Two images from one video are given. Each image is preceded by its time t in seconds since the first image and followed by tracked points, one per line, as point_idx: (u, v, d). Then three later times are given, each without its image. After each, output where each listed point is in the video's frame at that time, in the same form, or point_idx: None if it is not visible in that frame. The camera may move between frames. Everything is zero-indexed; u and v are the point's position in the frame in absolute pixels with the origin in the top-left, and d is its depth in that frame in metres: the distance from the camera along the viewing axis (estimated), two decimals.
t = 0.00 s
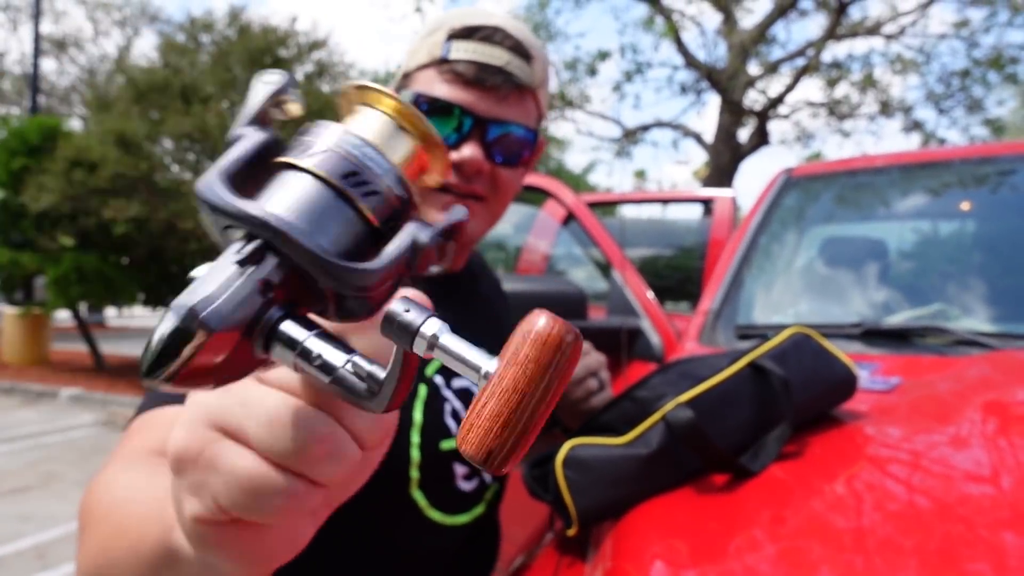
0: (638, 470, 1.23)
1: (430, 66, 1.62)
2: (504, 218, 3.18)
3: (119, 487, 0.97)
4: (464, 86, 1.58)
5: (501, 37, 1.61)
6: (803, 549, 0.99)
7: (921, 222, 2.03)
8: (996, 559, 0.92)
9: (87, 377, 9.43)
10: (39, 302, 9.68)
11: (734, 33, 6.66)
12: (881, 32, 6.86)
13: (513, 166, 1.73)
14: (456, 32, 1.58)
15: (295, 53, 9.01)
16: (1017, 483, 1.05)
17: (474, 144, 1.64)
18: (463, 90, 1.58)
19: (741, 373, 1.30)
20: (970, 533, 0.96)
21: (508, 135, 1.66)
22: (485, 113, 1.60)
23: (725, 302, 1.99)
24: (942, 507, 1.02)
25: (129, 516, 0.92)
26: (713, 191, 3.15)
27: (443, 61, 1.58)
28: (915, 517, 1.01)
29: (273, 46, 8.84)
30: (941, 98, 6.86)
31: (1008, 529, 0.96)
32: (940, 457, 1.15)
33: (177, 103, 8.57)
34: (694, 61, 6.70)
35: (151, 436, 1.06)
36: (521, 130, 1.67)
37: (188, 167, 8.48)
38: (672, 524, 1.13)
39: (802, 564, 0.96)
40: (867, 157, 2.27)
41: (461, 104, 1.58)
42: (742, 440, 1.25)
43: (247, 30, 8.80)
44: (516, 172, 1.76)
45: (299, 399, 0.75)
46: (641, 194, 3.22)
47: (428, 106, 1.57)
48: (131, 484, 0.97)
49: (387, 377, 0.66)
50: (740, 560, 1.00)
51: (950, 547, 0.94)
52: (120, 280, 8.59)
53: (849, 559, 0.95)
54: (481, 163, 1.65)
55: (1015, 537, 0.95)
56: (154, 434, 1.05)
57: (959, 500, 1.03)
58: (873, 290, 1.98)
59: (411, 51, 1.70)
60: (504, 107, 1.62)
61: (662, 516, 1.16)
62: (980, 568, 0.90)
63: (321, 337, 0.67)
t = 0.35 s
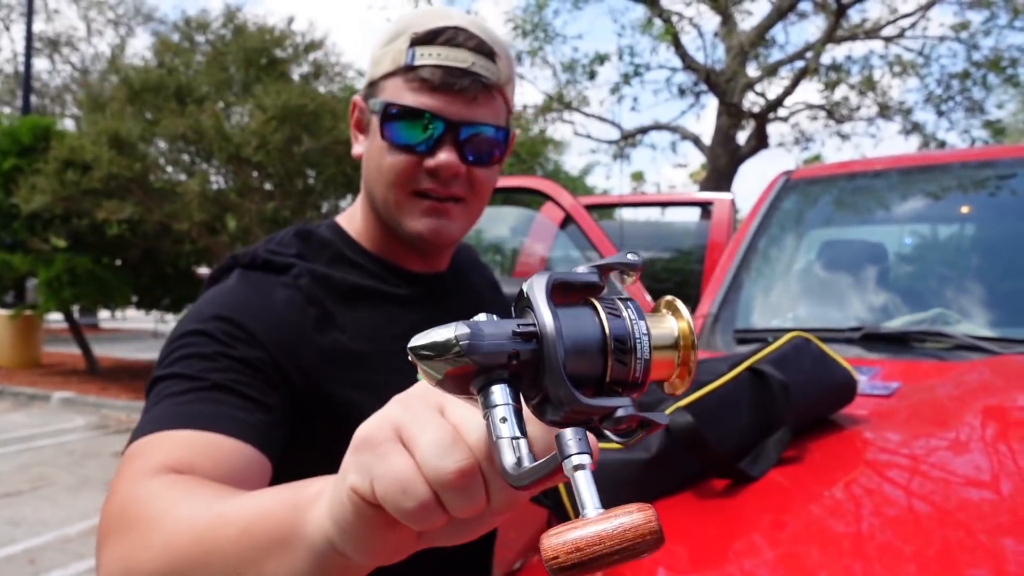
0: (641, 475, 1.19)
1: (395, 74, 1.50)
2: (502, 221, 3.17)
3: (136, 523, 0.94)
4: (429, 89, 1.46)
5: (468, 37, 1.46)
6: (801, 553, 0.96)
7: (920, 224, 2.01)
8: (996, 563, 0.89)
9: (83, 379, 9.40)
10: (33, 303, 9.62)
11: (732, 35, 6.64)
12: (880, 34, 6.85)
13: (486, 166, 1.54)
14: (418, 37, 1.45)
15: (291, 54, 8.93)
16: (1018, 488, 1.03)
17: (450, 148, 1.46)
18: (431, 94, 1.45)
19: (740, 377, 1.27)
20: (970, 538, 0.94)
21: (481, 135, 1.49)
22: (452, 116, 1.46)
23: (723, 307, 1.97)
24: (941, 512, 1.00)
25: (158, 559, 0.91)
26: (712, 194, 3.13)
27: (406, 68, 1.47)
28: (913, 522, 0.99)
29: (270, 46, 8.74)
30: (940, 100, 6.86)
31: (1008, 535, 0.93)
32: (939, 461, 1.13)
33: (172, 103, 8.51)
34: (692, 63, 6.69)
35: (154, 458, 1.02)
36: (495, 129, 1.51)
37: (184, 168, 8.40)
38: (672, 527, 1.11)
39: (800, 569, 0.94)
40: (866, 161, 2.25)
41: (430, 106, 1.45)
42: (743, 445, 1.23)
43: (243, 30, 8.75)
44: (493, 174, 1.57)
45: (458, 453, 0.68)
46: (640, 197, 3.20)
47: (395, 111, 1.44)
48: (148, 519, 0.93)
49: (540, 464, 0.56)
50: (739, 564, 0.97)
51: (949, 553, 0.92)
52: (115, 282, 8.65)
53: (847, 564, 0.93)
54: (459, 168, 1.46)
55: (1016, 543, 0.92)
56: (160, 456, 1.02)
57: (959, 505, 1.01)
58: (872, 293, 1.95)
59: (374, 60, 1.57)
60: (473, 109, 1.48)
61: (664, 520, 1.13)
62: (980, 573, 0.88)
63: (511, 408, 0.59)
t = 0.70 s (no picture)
0: (632, 479, 1.16)
1: (380, 86, 1.31)
2: (497, 220, 3.13)
3: (225, 541, 0.96)
4: (421, 103, 1.31)
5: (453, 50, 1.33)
6: (797, 559, 0.92)
7: (920, 226, 1.98)
8: (995, 569, 0.86)
9: (72, 377, 9.31)
10: (20, 301, 9.51)
11: (732, 34, 6.60)
12: (881, 34, 6.83)
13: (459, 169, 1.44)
14: (405, 50, 1.29)
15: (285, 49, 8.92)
16: (1020, 494, 0.99)
17: (439, 158, 1.34)
18: (420, 107, 1.31)
19: (738, 379, 1.22)
20: (970, 545, 0.90)
21: (463, 144, 1.39)
22: (442, 127, 1.34)
23: (720, 309, 1.93)
24: (941, 517, 0.96)
25: (277, 554, 0.96)
26: (710, 195, 3.09)
27: (396, 82, 1.30)
28: (913, 527, 0.95)
29: (263, 41, 8.70)
30: (941, 101, 6.84)
31: (1010, 541, 0.89)
32: (939, 466, 1.09)
33: (164, 99, 8.42)
34: (691, 62, 6.65)
35: (177, 505, 1.01)
36: (473, 137, 1.41)
37: (176, 165, 8.34)
38: (667, 534, 1.07)
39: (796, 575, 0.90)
40: (866, 161, 2.22)
41: (420, 117, 1.31)
42: (741, 448, 1.19)
43: (236, 26, 8.66)
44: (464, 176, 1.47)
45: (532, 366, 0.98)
46: (637, 197, 3.16)
47: (386, 119, 1.28)
48: (234, 534, 0.96)
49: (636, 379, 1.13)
50: (734, 569, 0.93)
51: (949, 560, 0.88)
52: (104, 280, 8.57)
53: (844, 569, 0.89)
54: (447, 177, 1.35)
55: (1016, 548, 0.88)
56: (184, 499, 1.02)
57: (958, 511, 0.97)
58: (871, 295, 1.91)
59: (338, 59, 1.34)
60: (456, 118, 1.37)
61: (659, 527, 1.09)
62: None
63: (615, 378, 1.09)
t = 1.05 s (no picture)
0: (635, 474, 1.16)
1: (352, 79, 1.29)
2: (502, 214, 3.12)
3: (251, 472, 0.97)
4: (394, 95, 1.32)
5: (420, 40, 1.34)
6: (802, 554, 0.92)
7: (927, 220, 1.96)
8: (1003, 567, 0.84)
9: (78, 372, 9.35)
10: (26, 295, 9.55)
11: (738, 27, 6.55)
12: (889, 26, 6.77)
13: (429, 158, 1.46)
14: (374, 41, 1.28)
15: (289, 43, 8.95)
16: None
17: (416, 149, 1.35)
18: (395, 100, 1.32)
19: (741, 374, 1.22)
20: (976, 541, 0.89)
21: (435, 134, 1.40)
22: (415, 117, 1.35)
23: (725, 304, 1.92)
24: (947, 513, 0.95)
25: (311, 478, 0.97)
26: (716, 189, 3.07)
27: (368, 75, 1.29)
28: (918, 523, 0.94)
29: (267, 35, 8.71)
30: (949, 94, 6.79)
31: (1018, 538, 0.88)
32: (946, 462, 1.08)
33: (168, 93, 8.41)
34: (697, 55, 6.61)
35: (191, 456, 1.00)
36: (442, 126, 1.42)
37: (180, 160, 8.36)
38: (669, 528, 1.06)
39: (800, 570, 0.89)
40: (873, 155, 2.20)
41: (397, 110, 1.32)
42: (742, 444, 1.18)
43: (240, 20, 8.65)
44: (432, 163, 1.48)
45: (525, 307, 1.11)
46: (643, 191, 3.15)
47: (365, 114, 1.28)
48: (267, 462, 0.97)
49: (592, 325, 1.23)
50: (738, 564, 0.92)
51: (955, 556, 0.87)
52: (109, 274, 8.60)
53: (849, 565, 0.88)
54: (423, 167, 1.36)
55: None
56: (199, 448, 1.01)
57: (964, 507, 0.96)
58: (877, 290, 1.90)
59: (303, 50, 1.31)
60: (427, 107, 1.38)
61: (660, 522, 1.09)
62: None
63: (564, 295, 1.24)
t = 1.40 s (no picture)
0: (631, 473, 1.17)
1: (331, 76, 1.29)
2: (501, 213, 3.12)
3: (246, 452, 0.96)
4: (374, 91, 1.32)
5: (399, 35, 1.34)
6: (799, 553, 0.91)
7: (925, 219, 1.95)
8: (1002, 565, 0.84)
9: (75, 371, 9.35)
10: (23, 294, 9.53)
11: (736, 26, 6.55)
12: (887, 25, 6.77)
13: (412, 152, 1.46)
14: (353, 38, 1.28)
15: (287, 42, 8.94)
16: None
17: (399, 145, 1.35)
18: (377, 97, 1.32)
19: (737, 373, 1.22)
20: (974, 540, 0.89)
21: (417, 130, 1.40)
22: (396, 113, 1.35)
23: (722, 302, 1.92)
24: (945, 512, 0.95)
25: (305, 455, 0.97)
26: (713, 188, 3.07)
27: (347, 72, 1.29)
28: (917, 522, 0.94)
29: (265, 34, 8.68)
30: (948, 93, 6.79)
31: (1015, 536, 0.88)
32: (944, 460, 1.08)
33: (165, 91, 8.39)
34: (695, 54, 6.60)
35: (175, 445, 0.99)
36: (424, 123, 1.43)
37: (178, 158, 8.35)
38: (666, 527, 1.06)
39: (798, 568, 0.89)
40: (871, 153, 2.20)
41: (378, 107, 1.32)
42: (738, 444, 1.18)
43: (237, 18, 8.63)
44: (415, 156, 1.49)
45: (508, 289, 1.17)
46: (641, 190, 3.15)
47: (347, 112, 1.28)
48: (257, 444, 0.97)
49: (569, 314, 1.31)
50: (736, 563, 0.92)
51: (953, 555, 0.87)
52: (107, 273, 8.59)
53: (847, 564, 0.88)
54: (406, 164, 1.37)
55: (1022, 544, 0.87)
56: (183, 437, 1.00)
57: (962, 506, 0.96)
58: (874, 288, 1.90)
59: (281, 48, 1.31)
60: (408, 103, 1.38)
61: (656, 520, 1.09)
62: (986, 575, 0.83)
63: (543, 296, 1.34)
